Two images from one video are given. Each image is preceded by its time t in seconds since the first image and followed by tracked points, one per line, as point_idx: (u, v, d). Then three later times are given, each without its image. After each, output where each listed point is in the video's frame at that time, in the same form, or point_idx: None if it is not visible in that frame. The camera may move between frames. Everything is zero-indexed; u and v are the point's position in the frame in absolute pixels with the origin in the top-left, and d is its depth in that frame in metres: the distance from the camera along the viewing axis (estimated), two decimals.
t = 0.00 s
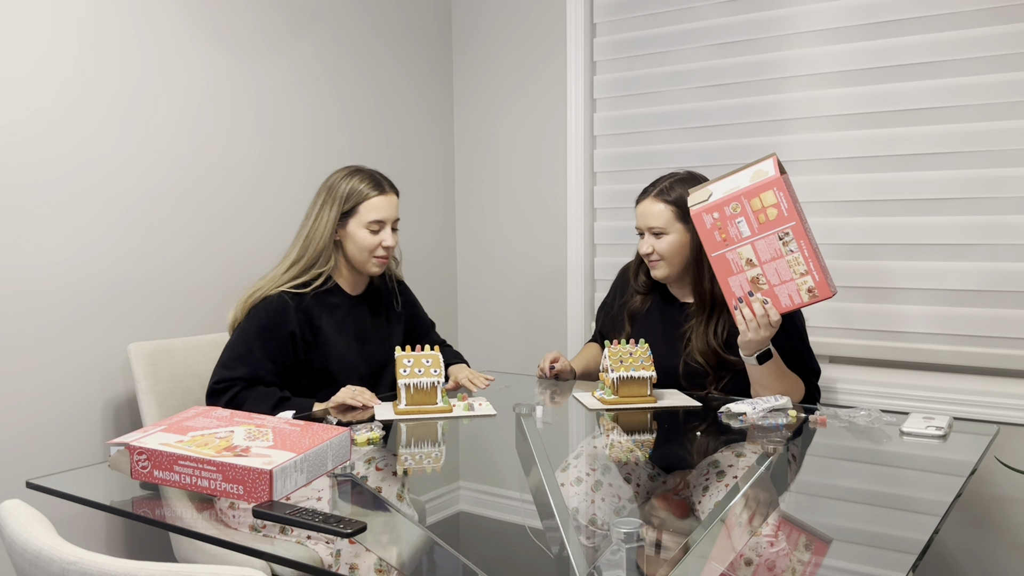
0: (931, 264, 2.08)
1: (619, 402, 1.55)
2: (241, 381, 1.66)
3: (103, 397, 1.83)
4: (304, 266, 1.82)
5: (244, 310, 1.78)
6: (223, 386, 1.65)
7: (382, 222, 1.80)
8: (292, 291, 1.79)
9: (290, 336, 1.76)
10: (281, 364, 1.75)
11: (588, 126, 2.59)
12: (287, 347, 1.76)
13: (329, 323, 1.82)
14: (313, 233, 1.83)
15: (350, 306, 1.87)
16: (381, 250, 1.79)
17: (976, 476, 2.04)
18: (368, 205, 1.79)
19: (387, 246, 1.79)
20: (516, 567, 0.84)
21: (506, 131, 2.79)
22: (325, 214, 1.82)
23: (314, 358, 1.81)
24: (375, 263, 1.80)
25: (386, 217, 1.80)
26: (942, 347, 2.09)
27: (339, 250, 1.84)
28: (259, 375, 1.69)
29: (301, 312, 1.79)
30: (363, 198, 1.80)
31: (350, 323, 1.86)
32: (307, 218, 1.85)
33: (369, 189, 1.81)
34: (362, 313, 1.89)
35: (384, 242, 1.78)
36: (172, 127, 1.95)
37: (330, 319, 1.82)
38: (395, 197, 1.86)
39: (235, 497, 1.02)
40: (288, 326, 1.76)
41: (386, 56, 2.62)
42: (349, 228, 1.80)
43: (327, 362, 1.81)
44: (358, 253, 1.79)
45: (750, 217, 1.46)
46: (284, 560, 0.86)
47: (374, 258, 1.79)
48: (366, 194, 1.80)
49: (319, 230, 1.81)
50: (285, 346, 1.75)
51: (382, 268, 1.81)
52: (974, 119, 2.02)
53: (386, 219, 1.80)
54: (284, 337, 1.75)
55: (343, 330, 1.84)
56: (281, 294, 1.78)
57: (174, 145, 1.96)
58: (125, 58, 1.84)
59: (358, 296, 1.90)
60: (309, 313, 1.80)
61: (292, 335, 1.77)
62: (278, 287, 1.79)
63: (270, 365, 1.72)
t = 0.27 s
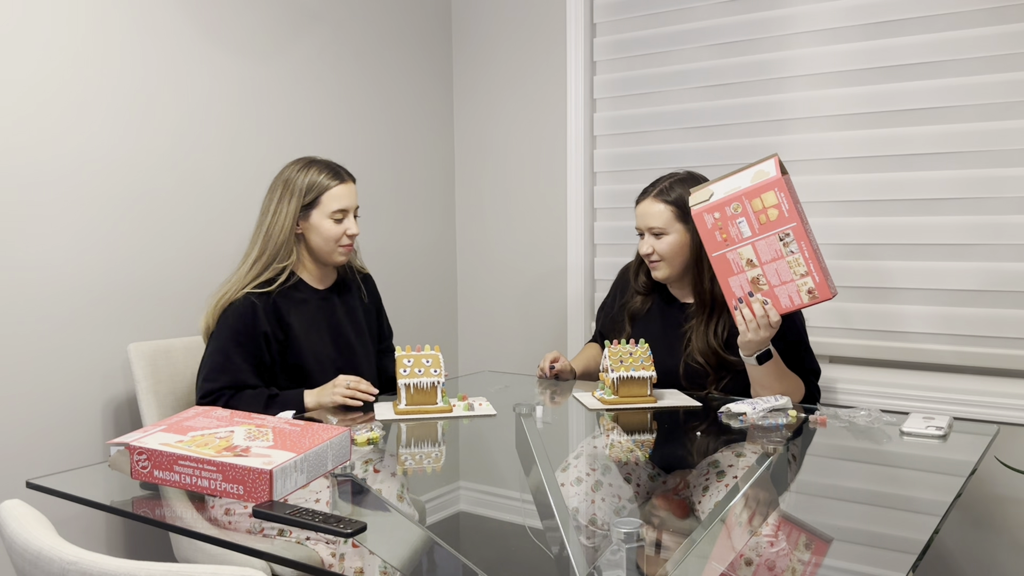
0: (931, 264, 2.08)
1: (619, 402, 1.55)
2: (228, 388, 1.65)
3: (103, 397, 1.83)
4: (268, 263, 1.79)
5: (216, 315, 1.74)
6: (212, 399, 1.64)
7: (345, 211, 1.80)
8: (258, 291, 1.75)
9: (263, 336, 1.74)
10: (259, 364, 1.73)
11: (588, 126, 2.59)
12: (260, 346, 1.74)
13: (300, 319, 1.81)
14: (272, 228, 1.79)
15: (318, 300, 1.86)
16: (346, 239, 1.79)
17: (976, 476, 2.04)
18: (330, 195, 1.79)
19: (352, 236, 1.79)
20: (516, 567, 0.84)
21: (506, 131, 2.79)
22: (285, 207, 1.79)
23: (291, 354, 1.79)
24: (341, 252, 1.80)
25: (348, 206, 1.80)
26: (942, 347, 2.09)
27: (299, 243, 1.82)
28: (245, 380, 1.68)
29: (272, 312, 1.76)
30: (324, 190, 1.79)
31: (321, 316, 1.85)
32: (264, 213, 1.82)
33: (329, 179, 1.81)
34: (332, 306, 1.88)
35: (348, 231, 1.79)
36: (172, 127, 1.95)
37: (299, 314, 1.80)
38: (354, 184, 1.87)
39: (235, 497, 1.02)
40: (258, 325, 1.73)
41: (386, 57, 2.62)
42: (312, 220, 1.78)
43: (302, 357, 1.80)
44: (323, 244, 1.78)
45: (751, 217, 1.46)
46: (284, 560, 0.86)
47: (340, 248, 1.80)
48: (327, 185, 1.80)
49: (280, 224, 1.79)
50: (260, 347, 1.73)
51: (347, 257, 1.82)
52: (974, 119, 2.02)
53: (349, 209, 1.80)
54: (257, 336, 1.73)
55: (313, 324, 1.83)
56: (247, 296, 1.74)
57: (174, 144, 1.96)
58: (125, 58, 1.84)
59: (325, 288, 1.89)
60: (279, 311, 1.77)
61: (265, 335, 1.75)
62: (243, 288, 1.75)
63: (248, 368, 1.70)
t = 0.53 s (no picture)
0: (931, 264, 2.08)
1: (619, 402, 1.54)
2: (218, 388, 1.62)
3: (103, 397, 1.83)
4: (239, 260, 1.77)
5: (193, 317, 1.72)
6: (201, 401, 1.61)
7: (318, 207, 1.79)
8: (229, 290, 1.73)
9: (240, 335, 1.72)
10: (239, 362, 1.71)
11: (588, 126, 2.59)
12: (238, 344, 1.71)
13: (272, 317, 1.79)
14: (242, 226, 1.78)
15: (291, 298, 1.84)
16: (318, 235, 1.79)
17: (976, 476, 2.04)
18: (301, 191, 1.78)
19: (324, 231, 1.79)
20: (516, 567, 0.84)
21: (506, 131, 2.79)
22: (255, 205, 1.78)
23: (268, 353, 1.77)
24: (312, 248, 1.79)
25: (320, 202, 1.80)
26: (942, 347, 2.09)
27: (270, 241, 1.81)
28: (234, 378, 1.65)
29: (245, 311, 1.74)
30: (297, 185, 1.79)
31: (294, 313, 1.83)
32: (234, 210, 1.80)
33: (300, 176, 1.80)
34: (306, 303, 1.86)
35: (320, 227, 1.78)
36: (172, 127, 1.95)
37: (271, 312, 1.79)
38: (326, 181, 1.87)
39: (234, 497, 1.02)
40: (233, 322, 1.71)
41: (385, 56, 2.62)
42: (284, 217, 1.77)
43: (278, 356, 1.78)
44: (295, 239, 1.77)
45: (752, 217, 1.46)
46: (284, 560, 0.86)
47: (313, 244, 1.79)
48: (299, 181, 1.79)
49: (252, 220, 1.77)
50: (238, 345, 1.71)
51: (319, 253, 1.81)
52: (974, 119, 2.02)
53: (321, 205, 1.80)
54: (234, 333, 1.70)
55: (287, 322, 1.81)
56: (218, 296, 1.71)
57: (174, 144, 1.96)
58: (125, 58, 1.84)
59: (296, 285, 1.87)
60: (252, 309, 1.75)
61: (241, 334, 1.72)
62: (213, 288, 1.72)
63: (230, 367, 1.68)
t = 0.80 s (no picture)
0: (931, 264, 2.08)
1: (619, 402, 1.55)
2: (224, 399, 1.61)
3: (103, 397, 1.83)
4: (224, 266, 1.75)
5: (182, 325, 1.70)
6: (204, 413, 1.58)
7: (302, 208, 1.79)
8: (215, 296, 1.72)
9: (230, 342, 1.71)
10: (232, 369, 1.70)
11: (587, 126, 2.59)
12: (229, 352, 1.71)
13: (260, 322, 1.78)
14: (225, 230, 1.76)
15: (278, 301, 1.83)
16: (302, 236, 1.78)
17: (976, 476, 2.05)
18: (284, 193, 1.78)
19: (308, 232, 1.78)
20: (516, 567, 0.84)
21: (506, 131, 2.79)
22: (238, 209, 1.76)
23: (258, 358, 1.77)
24: (298, 250, 1.79)
25: (304, 203, 1.80)
26: (941, 347, 2.09)
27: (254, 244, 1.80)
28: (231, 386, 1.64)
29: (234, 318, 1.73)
30: (279, 187, 1.78)
31: (282, 317, 1.83)
32: (217, 216, 1.79)
33: (282, 177, 1.80)
34: (293, 306, 1.86)
35: (305, 228, 1.77)
36: (173, 127, 1.95)
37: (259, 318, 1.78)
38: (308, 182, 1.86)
39: (234, 497, 1.02)
40: (223, 330, 1.70)
41: (385, 56, 2.62)
42: (267, 219, 1.76)
43: (267, 361, 1.77)
44: (279, 242, 1.76)
45: (752, 218, 1.46)
46: (284, 560, 0.86)
47: (297, 246, 1.78)
48: (281, 182, 1.79)
49: (235, 225, 1.76)
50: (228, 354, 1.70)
51: (303, 255, 1.80)
52: (973, 119, 2.02)
53: (305, 205, 1.79)
54: (225, 341, 1.70)
55: (275, 326, 1.81)
56: (205, 303, 1.70)
57: (174, 144, 1.96)
58: (125, 58, 1.84)
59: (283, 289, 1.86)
60: (240, 316, 1.74)
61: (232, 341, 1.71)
62: (200, 297, 1.71)
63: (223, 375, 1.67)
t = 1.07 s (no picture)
0: (931, 264, 2.08)
1: (619, 402, 1.55)
2: (224, 400, 1.61)
3: (103, 397, 1.83)
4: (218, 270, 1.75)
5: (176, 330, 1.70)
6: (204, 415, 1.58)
7: (296, 210, 1.79)
8: (209, 301, 1.72)
9: (226, 345, 1.71)
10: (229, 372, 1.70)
11: (587, 126, 2.59)
12: (226, 355, 1.71)
13: (255, 325, 1.78)
14: (219, 233, 1.76)
15: (274, 304, 1.83)
16: (297, 238, 1.78)
17: (976, 475, 2.05)
18: (278, 195, 1.78)
19: (303, 234, 1.78)
20: (516, 567, 0.84)
21: (506, 131, 2.79)
22: (232, 212, 1.76)
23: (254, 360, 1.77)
24: (292, 252, 1.79)
25: (298, 205, 1.80)
26: (942, 347, 2.09)
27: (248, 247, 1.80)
28: (228, 388, 1.64)
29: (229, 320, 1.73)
30: (273, 189, 1.78)
31: (277, 319, 1.83)
32: (210, 219, 1.78)
33: (276, 179, 1.79)
34: (289, 308, 1.86)
35: (300, 230, 1.78)
36: (173, 127, 1.95)
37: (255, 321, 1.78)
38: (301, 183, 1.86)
39: (234, 497, 1.02)
40: (219, 333, 1.70)
41: (385, 56, 2.62)
42: (261, 222, 1.76)
43: (263, 363, 1.77)
44: (274, 244, 1.77)
45: (750, 220, 1.47)
46: (284, 560, 0.86)
47: (292, 248, 1.78)
48: (275, 184, 1.78)
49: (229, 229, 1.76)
50: (224, 356, 1.70)
51: (298, 257, 1.81)
52: (974, 119, 2.02)
53: (299, 207, 1.79)
54: (222, 344, 1.70)
55: (270, 328, 1.81)
56: (199, 308, 1.70)
57: (175, 144, 1.96)
58: (125, 59, 1.84)
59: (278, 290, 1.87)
60: (236, 319, 1.74)
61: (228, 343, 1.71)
62: (197, 303, 1.71)
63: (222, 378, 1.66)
